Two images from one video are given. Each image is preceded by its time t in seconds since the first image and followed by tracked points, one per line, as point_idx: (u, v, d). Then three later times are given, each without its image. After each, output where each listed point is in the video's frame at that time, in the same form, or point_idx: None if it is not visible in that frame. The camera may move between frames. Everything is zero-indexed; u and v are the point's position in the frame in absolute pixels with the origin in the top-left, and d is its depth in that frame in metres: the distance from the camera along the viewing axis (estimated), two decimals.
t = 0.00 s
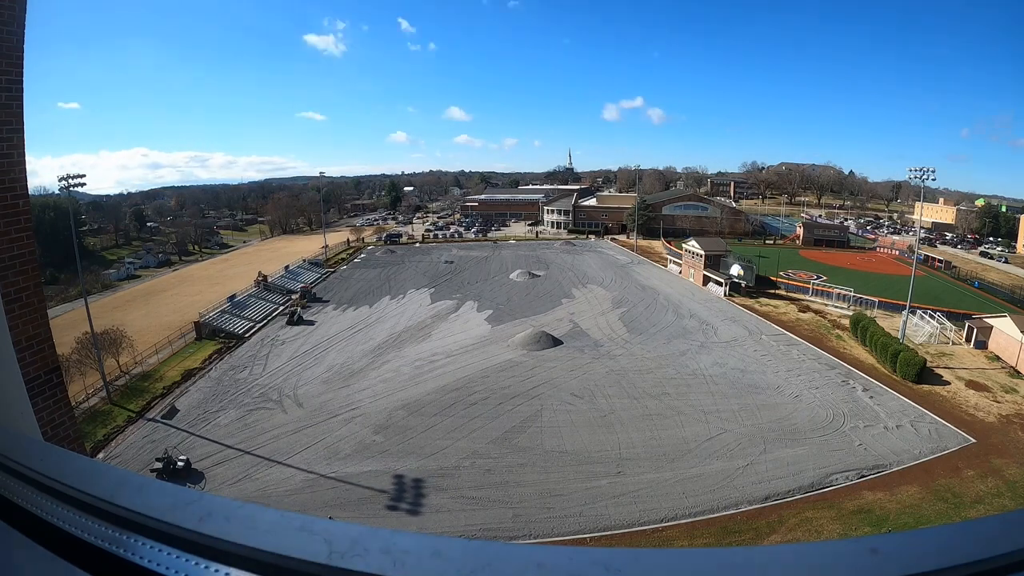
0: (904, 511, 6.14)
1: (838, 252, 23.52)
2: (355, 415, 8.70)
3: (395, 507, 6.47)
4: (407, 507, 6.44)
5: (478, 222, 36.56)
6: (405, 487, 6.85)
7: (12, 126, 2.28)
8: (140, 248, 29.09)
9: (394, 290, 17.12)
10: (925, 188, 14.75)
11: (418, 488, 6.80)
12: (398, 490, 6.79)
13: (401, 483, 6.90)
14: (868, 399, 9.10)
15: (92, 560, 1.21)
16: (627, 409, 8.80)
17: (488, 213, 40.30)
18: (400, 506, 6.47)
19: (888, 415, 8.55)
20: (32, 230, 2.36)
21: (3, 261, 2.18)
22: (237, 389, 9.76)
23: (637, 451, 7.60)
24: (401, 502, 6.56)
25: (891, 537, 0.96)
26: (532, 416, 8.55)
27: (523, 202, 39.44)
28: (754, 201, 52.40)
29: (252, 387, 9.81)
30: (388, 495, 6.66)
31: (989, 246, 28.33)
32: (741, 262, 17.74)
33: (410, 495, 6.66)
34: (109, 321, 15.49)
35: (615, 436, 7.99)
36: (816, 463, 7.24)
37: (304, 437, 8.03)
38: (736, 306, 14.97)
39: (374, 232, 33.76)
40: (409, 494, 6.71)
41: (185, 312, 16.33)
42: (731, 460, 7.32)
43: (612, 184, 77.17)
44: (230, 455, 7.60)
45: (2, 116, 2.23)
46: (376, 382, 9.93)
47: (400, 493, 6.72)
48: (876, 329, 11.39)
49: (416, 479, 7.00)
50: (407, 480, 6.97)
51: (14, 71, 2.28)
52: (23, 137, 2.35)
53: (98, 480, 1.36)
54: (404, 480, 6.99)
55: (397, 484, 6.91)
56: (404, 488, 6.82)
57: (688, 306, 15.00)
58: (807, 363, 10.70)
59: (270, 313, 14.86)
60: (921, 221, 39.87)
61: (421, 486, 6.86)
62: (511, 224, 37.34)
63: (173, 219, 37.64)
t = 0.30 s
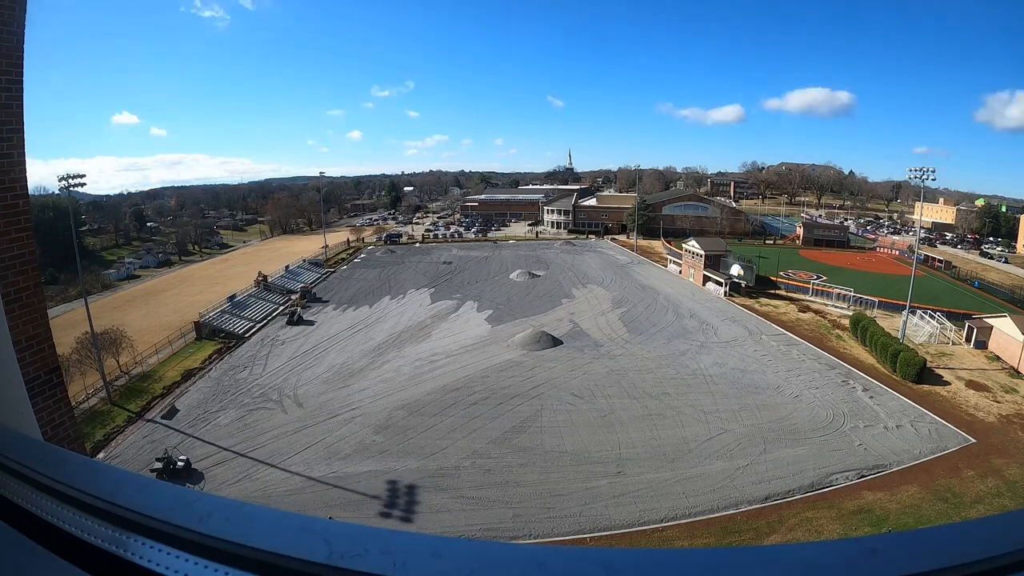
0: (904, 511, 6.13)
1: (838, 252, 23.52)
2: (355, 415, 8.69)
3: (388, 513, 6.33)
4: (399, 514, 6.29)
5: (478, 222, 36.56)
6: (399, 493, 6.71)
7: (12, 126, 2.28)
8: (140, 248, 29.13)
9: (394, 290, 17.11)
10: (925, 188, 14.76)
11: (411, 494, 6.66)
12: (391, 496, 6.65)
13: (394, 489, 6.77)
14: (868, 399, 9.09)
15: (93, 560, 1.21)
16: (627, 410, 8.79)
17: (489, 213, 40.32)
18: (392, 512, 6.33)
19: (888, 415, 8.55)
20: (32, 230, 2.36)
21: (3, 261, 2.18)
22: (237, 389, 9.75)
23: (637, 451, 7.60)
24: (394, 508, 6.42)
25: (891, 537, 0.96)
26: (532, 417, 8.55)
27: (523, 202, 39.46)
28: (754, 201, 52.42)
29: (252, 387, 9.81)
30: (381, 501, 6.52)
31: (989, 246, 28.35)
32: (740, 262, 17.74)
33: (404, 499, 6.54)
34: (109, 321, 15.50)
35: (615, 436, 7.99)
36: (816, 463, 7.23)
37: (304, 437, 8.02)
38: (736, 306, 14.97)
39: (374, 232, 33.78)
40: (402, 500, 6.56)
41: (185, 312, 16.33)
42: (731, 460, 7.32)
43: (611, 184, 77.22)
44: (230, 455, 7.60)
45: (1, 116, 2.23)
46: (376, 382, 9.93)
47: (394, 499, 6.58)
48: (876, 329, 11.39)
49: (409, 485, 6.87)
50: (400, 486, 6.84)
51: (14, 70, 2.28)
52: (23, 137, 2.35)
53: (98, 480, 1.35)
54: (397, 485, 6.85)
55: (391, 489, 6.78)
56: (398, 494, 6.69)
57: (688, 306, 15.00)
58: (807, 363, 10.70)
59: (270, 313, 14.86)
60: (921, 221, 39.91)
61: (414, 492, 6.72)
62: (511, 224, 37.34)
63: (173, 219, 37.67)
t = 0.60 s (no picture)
0: (904, 511, 6.13)
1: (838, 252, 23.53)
2: (355, 415, 8.69)
3: (380, 521, 6.20)
4: (392, 521, 6.16)
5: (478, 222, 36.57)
6: (392, 499, 6.59)
7: (12, 127, 2.29)
8: (140, 248, 29.13)
9: (394, 290, 17.12)
10: (925, 188, 14.77)
11: (404, 501, 6.54)
12: (384, 503, 6.53)
13: (386, 496, 6.65)
14: (868, 399, 9.09)
15: (93, 559, 1.21)
16: (627, 410, 8.78)
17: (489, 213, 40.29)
18: (385, 519, 6.20)
19: (888, 415, 8.54)
20: (32, 230, 2.36)
21: (3, 262, 2.19)
22: (237, 389, 9.75)
23: (637, 451, 7.60)
24: (386, 515, 6.28)
25: (891, 537, 0.96)
26: (532, 416, 8.55)
27: (523, 202, 39.46)
28: (754, 201, 52.39)
29: (252, 387, 9.81)
30: (373, 507, 6.39)
31: (989, 246, 28.36)
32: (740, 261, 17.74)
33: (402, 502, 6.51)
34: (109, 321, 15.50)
35: (615, 436, 7.99)
36: (816, 463, 7.23)
37: (304, 437, 8.03)
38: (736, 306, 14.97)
39: (374, 232, 33.78)
40: (395, 507, 6.44)
41: (185, 312, 16.33)
42: (731, 460, 7.32)
43: (611, 184, 77.21)
44: (230, 455, 7.60)
45: (2, 116, 2.24)
46: (376, 382, 9.93)
47: (386, 506, 6.45)
48: (876, 329, 11.39)
49: (403, 491, 6.75)
50: (393, 492, 6.73)
51: (14, 70, 2.28)
52: (23, 137, 2.35)
53: (98, 479, 1.36)
54: (390, 492, 6.74)
55: (384, 496, 6.66)
56: (390, 501, 6.56)
57: (688, 306, 15.00)
58: (807, 364, 10.70)
59: (270, 313, 14.86)
60: (921, 221, 39.93)
61: (407, 498, 6.60)
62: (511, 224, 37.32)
63: (173, 219, 37.66)
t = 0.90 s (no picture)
0: (904, 511, 6.13)
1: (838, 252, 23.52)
2: (355, 414, 8.69)
3: (380, 521, 6.19)
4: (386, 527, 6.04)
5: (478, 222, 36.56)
6: (385, 505, 6.46)
7: (12, 127, 2.28)
8: (140, 248, 29.14)
9: (394, 290, 17.12)
10: (925, 188, 14.76)
11: (398, 507, 6.41)
12: (377, 509, 6.40)
13: (380, 502, 6.52)
14: (868, 399, 9.09)
15: (93, 560, 1.21)
16: (628, 410, 8.78)
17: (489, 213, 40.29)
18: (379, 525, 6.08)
19: (888, 415, 8.54)
20: (32, 231, 2.36)
21: (3, 262, 2.19)
22: (237, 389, 9.76)
23: (637, 451, 7.59)
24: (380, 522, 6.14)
25: (891, 536, 0.96)
26: (532, 416, 8.55)
27: (523, 202, 39.46)
28: (754, 201, 52.40)
29: (252, 387, 9.80)
30: (367, 514, 6.26)
31: (989, 246, 28.37)
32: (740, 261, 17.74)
33: (398, 505, 6.45)
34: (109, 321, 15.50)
35: (615, 436, 7.99)
36: (816, 463, 7.23)
37: (304, 437, 8.02)
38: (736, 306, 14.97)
39: (374, 232, 33.78)
40: (388, 514, 6.30)
41: (184, 312, 16.33)
42: (731, 460, 7.32)
43: (611, 185, 77.26)
44: (230, 455, 7.60)
45: (1, 116, 2.24)
46: (376, 382, 9.92)
47: (379, 512, 6.31)
48: (876, 329, 11.39)
49: (396, 497, 6.63)
50: (387, 498, 6.60)
51: (14, 71, 2.28)
52: (23, 137, 2.35)
53: (98, 479, 1.36)
54: (383, 498, 6.61)
55: (377, 502, 6.53)
56: (383, 508, 6.43)
57: (688, 306, 15.01)
58: (808, 363, 10.70)
59: (270, 313, 14.86)
60: (921, 221, 39.94)
61: (401, 505, 6.48)
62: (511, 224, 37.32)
63: (173, 218, 37.68)
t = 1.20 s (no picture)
0: (904, 511, 6.13)
1: (838, 252, 23.52)
2: (355, 415, 8.69)
3: (379, 521, 6.19)
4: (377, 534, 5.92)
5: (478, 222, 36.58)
6: (377, 512, 6.33)
7: (12, 126, 2.28)
8: (140, 248, 29.15)
9: (394, 290, 17.12)
10: (925, 188, 14.76)
11: (391, 515, 6.26)
12: (370, 516, 6.28)
13: (372, 509, 6.39)
14: (868, 399, 9.09)
15: (93, 560, 1.21)
16: (628, 410, 8.77)
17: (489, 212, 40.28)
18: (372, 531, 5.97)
19: (888, 415, 8.54)
20: (32, 231, 2.36)
21: (3, 262, 2.19)
22: (237, 389, 9.75)
23: (637, 451, 7.59)
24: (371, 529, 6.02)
25: (891, 537, 0.96)
26: (532, 416, 8.55)
27: (523, 202, 39.46)
28: (754, 201, 52.40)
29: (252, 387, 9.80)
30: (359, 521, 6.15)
31: (989, 246, 28.38)
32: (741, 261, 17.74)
33: (391, 512, 6.30)
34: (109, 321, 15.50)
35: (615, 436, 7.98)
36: (816, 463, 7.23)
37: (304, 437, 8.02)
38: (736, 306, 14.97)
39: (374, 232, 33.79)
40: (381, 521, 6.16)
41: (184, 312, 16.33)
42: (731, 460, 7.32)
43: (611, 184, 77.37)
44: (230, 455, 7.60)
45: (2, 116, 2.24)
46: (376, 382, 9.92)
47: (371, 519, 6.18)
48: (876, 329, 11.39)
49: (390, 504, 6.49)
50: (380, 505, 6.47)
51: (14, 71, 2.28)
52: (23, 137, 2.35)
53: (98, 479, 1.36)
54: (377, 504, 6.49)
55: (369, 509, 6.41)
56: (376, 514, 6.30)
57: (688, 306, 15.00)
58: (808, 363, 10.70)
59: (269, 313, 14.86)
60: (921, 221, 39.94)
61: (393, 512, 6.32)
62: (511, 224, 37.32)
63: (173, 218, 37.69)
